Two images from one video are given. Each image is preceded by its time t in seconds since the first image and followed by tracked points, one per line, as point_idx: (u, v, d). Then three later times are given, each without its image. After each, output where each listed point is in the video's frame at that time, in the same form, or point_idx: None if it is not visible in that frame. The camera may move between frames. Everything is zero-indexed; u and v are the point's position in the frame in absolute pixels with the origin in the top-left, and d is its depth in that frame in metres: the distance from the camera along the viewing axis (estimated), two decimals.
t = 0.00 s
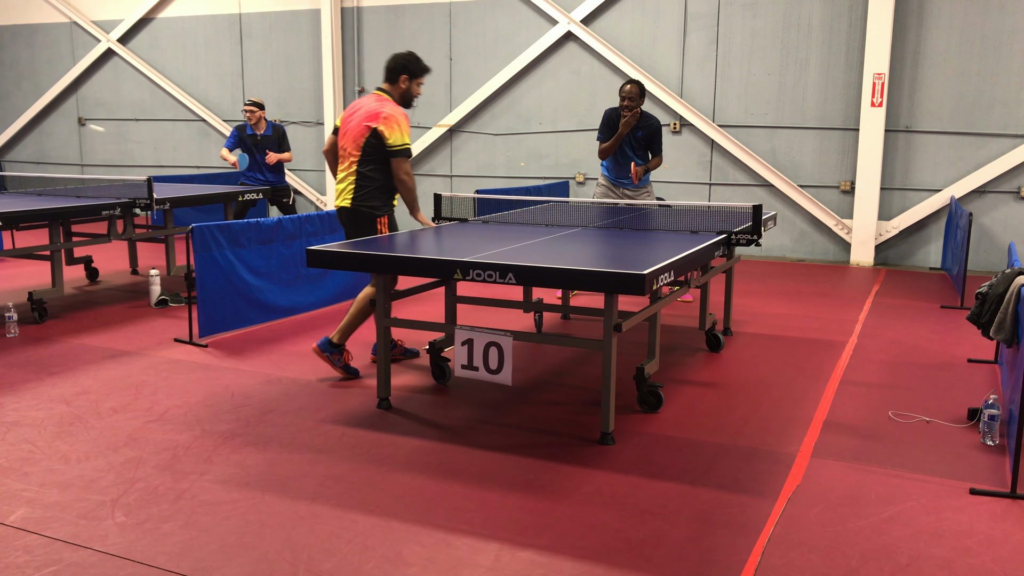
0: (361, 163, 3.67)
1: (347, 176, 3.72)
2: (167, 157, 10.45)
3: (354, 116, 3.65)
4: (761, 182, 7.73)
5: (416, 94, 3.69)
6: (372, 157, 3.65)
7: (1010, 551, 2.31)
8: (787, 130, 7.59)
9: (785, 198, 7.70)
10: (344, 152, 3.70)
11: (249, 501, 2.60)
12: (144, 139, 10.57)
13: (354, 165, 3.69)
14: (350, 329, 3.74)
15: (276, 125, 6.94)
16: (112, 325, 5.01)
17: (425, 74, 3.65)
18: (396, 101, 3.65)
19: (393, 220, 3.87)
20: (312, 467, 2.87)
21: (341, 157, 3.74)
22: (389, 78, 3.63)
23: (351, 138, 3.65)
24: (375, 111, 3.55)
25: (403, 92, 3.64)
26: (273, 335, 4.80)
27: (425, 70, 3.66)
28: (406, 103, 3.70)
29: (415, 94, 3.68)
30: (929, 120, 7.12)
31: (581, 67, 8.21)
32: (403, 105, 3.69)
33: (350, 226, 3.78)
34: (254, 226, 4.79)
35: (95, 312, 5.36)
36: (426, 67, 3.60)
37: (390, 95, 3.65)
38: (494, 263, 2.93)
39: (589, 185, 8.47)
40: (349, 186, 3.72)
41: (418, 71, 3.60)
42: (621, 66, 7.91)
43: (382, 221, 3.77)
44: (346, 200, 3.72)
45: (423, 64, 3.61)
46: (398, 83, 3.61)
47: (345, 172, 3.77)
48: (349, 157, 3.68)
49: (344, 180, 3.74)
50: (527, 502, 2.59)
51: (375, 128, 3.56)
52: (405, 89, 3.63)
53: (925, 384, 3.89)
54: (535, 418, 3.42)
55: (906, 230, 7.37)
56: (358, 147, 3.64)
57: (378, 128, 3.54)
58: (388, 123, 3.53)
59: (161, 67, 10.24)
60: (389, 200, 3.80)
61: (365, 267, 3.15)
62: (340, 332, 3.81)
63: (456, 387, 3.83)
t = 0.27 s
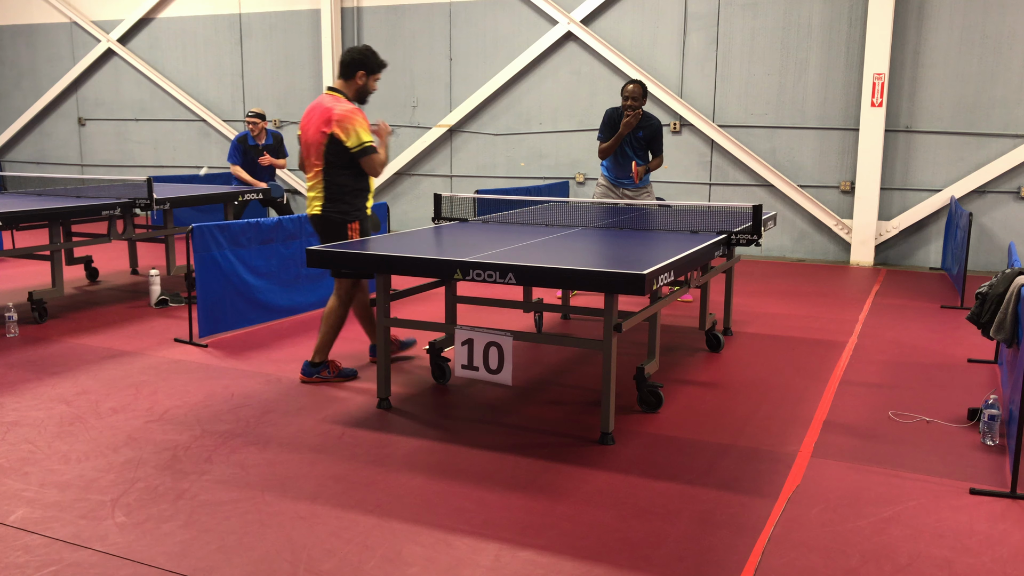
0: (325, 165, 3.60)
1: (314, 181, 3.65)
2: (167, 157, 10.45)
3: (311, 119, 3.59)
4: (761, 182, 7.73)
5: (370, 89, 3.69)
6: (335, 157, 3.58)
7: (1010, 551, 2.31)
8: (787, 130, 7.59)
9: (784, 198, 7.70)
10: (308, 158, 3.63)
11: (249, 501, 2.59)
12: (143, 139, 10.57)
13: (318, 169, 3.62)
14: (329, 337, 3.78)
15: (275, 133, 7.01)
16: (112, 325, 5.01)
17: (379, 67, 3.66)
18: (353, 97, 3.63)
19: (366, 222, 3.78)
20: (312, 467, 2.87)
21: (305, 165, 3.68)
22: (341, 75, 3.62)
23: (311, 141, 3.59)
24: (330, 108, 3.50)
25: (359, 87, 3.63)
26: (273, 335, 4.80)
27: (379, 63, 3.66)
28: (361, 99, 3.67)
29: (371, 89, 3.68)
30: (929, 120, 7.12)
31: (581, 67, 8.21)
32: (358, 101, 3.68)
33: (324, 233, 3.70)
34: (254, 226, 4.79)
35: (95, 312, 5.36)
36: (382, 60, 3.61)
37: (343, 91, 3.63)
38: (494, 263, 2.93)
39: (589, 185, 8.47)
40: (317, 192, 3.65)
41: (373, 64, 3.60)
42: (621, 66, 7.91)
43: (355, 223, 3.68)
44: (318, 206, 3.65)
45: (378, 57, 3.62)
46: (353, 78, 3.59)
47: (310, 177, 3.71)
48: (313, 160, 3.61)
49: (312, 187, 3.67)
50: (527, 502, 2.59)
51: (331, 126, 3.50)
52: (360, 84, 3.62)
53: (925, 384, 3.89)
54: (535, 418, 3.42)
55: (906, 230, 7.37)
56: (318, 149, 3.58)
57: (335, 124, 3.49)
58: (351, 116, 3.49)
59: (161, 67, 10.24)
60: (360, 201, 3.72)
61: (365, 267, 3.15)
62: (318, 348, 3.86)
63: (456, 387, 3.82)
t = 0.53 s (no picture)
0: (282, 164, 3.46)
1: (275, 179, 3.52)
2: (167, 157, 10.45)
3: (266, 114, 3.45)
4: (761, 182, 7.73)
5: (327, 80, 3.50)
6: (291, 155, 3.44)
7: (1009, 551, 2.31)
8: (787, 130, 7.59)
9: (784, 198, 7.71)
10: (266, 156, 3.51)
11: (249, 501, 2.59)
12: (143, 139, 10.57)
13: (276, 167, 3.49)
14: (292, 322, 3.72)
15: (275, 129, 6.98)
16: (112, 325, 5.01)
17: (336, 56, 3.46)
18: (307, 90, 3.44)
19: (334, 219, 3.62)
20: (312, 467, 2.87)
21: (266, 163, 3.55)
22: (296, 66, 3.43)
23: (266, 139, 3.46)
24: (278, 103, 3.35)
25: (314, 78, 3.44)
26: (272, 334, 4.80)
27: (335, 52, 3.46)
28: (319, 91, 3.49)
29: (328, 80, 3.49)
30: (929, 120, 7.12)
31: (581, 67, 8.22)
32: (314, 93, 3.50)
33: (289, 234, 3.57)
34: (254, 226, 4.79)
35: (95, 312, 5.36)
36: (340, 51, 3.41)
37: (297, 83, 3.46)
38: (494, 263, 2.93)
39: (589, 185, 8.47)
40: (278, 191, 3.52)
41: (330, 55, 3.41)
42: (621, 66, 7.92)
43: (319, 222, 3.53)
44: (279, 206, 3.52)
45: (333, 45, 3.42)
46: (309, 70, 3.40)
47: (272, 175, 3.58)
48: (270, 158, 3.47)
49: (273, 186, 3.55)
50: (527, 502, 2.59)
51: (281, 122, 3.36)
52: (315, 76, 3.43)
53: (926, 384, 3.89)
54: (535, 418, 3.42)
55: (906, 230, 7.37)
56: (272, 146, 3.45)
57: (284, 121, 3.34)
58: (301, 111, 3.34)
59: (161, 68, 10.24)
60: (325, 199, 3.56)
61: (365, 267, 3.15)
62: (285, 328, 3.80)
63: (456, 387, 3.82)
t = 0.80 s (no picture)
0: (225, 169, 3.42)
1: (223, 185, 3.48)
2: (167, 156, 10.45)
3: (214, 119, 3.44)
4: (761, 182, 7.73)
5: (276, 85, 3.44)
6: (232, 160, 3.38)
7: (1009, 551, 2.31)
8: (787, 130, 7.59)
9: (784, 198, 7.70)
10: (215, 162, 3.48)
11: (248, 501, 2.59)
12: (144, 139, 10.57)
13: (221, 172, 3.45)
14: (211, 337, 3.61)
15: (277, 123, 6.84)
16: (112, 325, 5.01)
17: (282, 60, 3.40)
18: (253, 93, 3.40)
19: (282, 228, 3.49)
20: (312, 467, 2.87)
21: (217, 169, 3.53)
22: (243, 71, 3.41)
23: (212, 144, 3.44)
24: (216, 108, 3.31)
25: (262, 82, 3.40)
26: (273, 334, 4.80)
27: (283, 56, 3.40)
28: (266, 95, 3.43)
29: (276, 85, 3.43)
30: (929, 120, 7.12)
31: (581, 67, 8.21)
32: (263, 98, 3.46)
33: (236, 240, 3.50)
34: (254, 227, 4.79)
35: (95, 312, 5.36)
36: (283, 53, 3.37)
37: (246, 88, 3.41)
38: (494, 263, 2.93)
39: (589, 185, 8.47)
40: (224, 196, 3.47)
41: (272, 58, 3.35)
42: (621, 66, 7.92)
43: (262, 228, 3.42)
44: (220, 214, 3.43)
45: (278, 49, 3.36)
46: (253, 73, 3.37)
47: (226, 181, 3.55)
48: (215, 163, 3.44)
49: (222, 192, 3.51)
50: (526, 502, 2.59)
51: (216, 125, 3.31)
52: (259, 79, 3.38)
53: (926, 384, 3.89)
54: (535, 418, 3.42)
55: (906, 230, 7.37)
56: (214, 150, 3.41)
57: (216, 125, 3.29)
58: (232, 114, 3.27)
59: (161, 67, 10.24)
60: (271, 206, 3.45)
61: (365, 267, 3.15)
62: (193, 345, 3.68)
63: (456, 387, 3.82)
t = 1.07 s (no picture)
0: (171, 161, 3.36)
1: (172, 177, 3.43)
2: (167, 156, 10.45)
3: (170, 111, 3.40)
4: (761, 182, 7.73)
5: (234, 78, 3.40)
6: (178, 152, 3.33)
7: (1009, 551, 2.31)
8: (787, 130, 7.59)
9: (784, 198, 7.71)
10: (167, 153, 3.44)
11: (249, 501, 2.60)
12: (144, 139, 10.56)
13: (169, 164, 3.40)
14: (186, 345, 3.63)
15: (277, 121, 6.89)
16: (112, 326, 5.01)
17: (240, 53, 3.35)
18: (208, 85, 3.35)
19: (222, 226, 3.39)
20: (312, 468, 2.86)
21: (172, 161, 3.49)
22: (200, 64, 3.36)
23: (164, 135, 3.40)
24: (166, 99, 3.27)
25: (219, 74, 3.35)
26: (273, 334, 4.80)
27: (241, 50, 3.36)
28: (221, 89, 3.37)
29: (233, 78, 3.39)
30: (929, 119, 7.12)
31: (580, 67, 8.21)
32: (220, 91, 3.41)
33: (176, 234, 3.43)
34: (254, 226, 4.79)
35: (95, 312, 5.36)
36: (237, 43, 3.32)
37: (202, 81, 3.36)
38: (494, 263, 2.93)
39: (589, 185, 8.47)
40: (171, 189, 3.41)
41: (226, 49, 3.31)
42: (621, 66, 7.91)
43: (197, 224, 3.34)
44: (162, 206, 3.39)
45: (235, 42, 3.32)
46: (209, 65, 3.33)
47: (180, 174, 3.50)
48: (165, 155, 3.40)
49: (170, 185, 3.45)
50: (526, 503, 2.59)
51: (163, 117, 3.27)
52: (215, 71, 3.34)
53: (925, 384, 3.89)
54: (535, 418, 3.42)
55: (906, 230, 7.37)
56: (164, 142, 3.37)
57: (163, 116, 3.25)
58: (178, 105, 3.22)
59: (161, 68, 10.24)
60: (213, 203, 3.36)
61: (364, 268, 3.15)
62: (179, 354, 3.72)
63: (456, 386, 3.83)
